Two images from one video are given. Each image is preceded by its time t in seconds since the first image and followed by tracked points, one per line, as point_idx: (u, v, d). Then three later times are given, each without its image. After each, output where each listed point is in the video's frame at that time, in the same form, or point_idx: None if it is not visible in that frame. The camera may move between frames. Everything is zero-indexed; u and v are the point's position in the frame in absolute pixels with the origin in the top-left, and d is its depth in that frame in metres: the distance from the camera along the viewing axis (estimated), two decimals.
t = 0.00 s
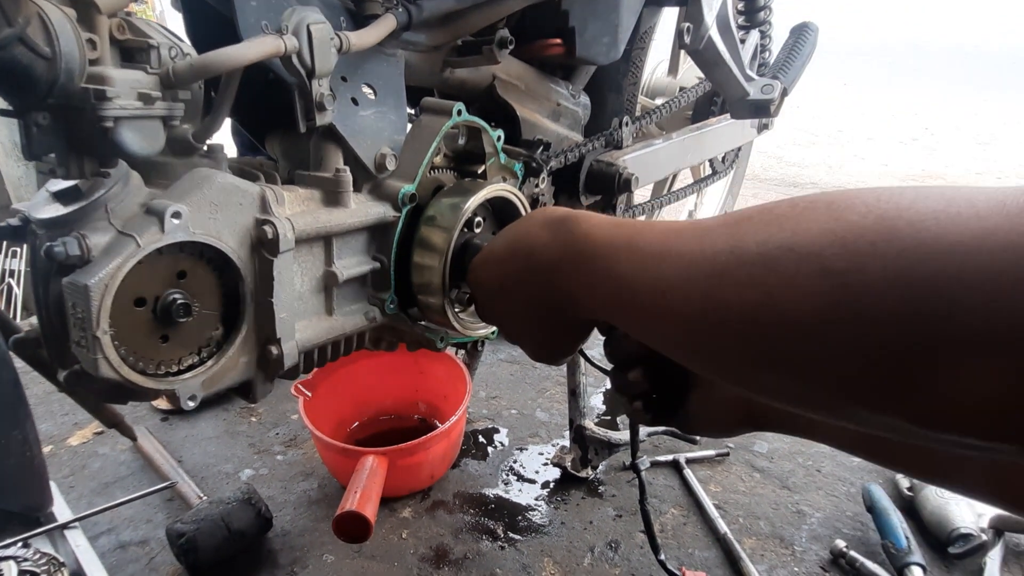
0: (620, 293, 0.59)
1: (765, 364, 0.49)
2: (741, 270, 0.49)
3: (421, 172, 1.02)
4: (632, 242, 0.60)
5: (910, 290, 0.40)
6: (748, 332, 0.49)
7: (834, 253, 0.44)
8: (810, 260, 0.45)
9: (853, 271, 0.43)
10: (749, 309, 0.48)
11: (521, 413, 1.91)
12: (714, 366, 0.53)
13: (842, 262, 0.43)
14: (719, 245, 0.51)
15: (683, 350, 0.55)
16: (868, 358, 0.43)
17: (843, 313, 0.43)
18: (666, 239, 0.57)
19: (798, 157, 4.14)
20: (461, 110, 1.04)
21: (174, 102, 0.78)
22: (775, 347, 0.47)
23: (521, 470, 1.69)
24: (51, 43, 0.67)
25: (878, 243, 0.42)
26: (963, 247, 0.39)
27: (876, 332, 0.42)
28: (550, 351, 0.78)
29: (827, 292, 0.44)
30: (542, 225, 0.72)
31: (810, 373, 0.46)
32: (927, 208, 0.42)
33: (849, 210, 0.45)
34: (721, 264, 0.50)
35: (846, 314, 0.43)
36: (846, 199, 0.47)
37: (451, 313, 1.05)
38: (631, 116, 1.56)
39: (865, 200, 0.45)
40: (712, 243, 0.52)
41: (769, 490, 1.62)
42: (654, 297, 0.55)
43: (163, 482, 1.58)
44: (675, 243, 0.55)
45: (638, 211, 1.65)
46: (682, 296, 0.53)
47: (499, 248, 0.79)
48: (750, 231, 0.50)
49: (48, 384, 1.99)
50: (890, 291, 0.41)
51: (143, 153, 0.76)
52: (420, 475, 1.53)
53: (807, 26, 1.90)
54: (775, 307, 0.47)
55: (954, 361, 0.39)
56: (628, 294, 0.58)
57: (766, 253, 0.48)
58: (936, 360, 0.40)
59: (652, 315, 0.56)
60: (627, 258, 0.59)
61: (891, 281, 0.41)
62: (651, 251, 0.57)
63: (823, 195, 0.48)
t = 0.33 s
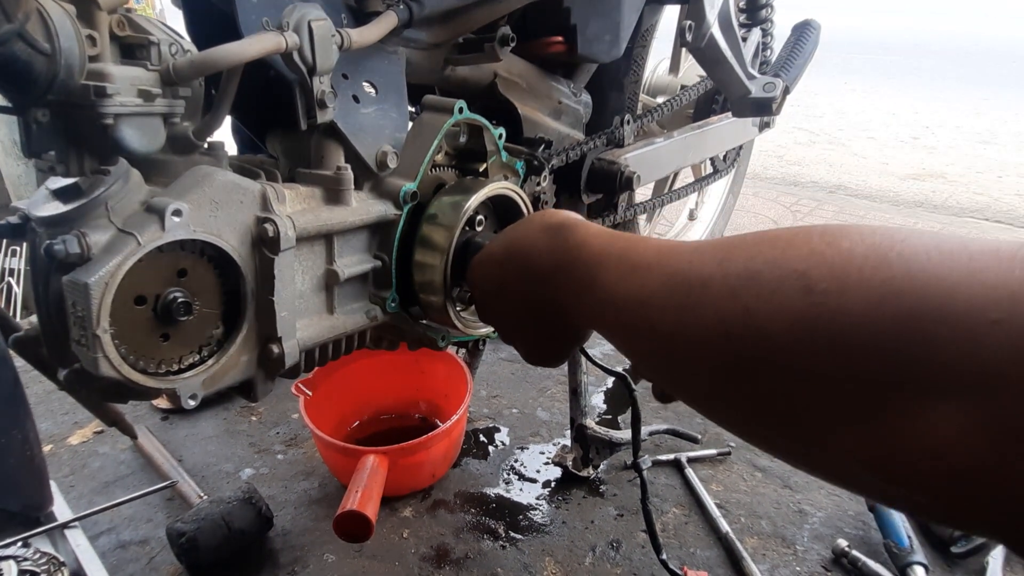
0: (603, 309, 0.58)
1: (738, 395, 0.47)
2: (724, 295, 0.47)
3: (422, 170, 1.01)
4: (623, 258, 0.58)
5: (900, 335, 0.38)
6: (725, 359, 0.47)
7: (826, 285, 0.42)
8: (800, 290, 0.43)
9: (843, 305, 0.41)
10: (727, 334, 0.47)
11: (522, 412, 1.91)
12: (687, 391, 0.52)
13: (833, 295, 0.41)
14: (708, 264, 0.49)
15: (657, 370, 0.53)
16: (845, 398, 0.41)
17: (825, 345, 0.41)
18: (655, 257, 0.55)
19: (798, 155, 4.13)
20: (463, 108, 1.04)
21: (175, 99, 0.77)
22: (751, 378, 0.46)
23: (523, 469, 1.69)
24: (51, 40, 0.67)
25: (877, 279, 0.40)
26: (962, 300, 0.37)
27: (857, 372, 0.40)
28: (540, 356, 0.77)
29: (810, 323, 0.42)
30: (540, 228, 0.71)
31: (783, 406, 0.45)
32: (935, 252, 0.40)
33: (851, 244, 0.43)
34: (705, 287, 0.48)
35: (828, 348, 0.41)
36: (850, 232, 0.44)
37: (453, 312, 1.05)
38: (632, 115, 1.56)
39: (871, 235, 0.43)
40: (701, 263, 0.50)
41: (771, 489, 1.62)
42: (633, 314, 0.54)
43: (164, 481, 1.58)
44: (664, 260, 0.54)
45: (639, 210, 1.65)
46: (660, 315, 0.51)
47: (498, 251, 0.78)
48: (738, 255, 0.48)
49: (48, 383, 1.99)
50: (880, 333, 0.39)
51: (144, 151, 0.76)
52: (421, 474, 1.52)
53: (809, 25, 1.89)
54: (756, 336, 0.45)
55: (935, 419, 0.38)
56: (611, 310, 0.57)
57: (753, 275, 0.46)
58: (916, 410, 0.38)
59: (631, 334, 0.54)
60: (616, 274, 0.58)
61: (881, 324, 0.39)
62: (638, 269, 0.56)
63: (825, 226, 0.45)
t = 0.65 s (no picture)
0: (615, 328, 0.61)
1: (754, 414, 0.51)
2: (752, 320, 0.51)
3: (420, 169, 1.01)
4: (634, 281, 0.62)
5: (921, 367, 0.43)
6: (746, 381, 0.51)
7: (846, 317, 0.47)
8: (822, 320, 0.48)
9: (866, 334, 0.45)
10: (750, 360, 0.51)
11: (520, 411, 1.91)
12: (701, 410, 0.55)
13: (857, 325, 0.46)
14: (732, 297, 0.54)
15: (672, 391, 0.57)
16: (862, 423, 0.45)
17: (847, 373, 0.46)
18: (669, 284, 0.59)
19: (798, 154, 4.13)
20: (460, 106, 1.04)
21: (172, 97, 0.77)
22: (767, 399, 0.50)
23: (521, 468, 1.69)
24: (46, 37, 0.67)
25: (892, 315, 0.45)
26: (972, 336, 0.42)
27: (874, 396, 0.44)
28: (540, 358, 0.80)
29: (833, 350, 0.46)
30: (542, 241, 0.73)
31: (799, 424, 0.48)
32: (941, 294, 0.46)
33: (864, 282, 0.49)
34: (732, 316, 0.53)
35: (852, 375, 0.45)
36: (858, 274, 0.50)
37: (451, 311, 1.05)
38: (631, 113, 1.56)
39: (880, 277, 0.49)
40: (724, 291, 0.55)
41: (769, 488, 1.62)
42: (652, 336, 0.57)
43: (162, 480, 1.58)
44: (682, 288, 0.58)
45: (637, 208, 1.65)
46: (682, 335, 0.55)
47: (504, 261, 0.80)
48: (761, 287, 0.53)
49: (46, 381, 1.98)
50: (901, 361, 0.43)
51: (140, 149, 0.76)
52: (419, 473, 1.52)
53: (808, 24, 1.88)
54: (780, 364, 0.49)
55: (947, 447, 0.42)
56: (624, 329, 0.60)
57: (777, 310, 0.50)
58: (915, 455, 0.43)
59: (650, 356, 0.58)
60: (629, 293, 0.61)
61: (905, 356, 0.43)
62: (654, 290, 0.59)
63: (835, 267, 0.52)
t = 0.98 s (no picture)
0: (618, 381, 0.67)
1: (754, 464, 0.58)
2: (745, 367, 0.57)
3: (417, 167, 1.01)
4: (628, 335, 0.67)
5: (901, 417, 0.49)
6: (742, 437, 0.57)
7: (814, 379, 0.52)
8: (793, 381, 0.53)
9: (836, 397, 0.51)
10: (743, 418, 0.57)
11: (519, 410, 1.90)
12: (707, 456, 0.62)
13: (825, 387, 0.52)
14: (714, 352, 0.59)
15: (678, 441, 0.63)
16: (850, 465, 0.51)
17: (825, 433, 0.52)
18: (660, 335, 0.65)
19: (797, 152, 4.12)
20: (458, 104, 1.03)
21: (168, 95, 0.77)
22: (763, 451, 0.56)
23: (519, 467, 1.69)
24: (40, 35, 0.67)
25: (855, 373, 0.51)
26: (942, 383, 0.49)
27: (852, 448, 0.51)
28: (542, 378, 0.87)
29: (811, 411, 0.52)
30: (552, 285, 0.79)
31: (794, 473, 0.55)
32: (891, 343, 0.52)
33: (823, 334, 0.54)
34: (718, 376, 0.58)
35: (829, 434, 0.52)
36: (815, 322, 0.56)
37: (447, 309, 1.05)
38: (629, 111, 1.55)
39: (836, 326, 0.55)
40: (705, 349, 0.60)
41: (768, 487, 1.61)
42: (653, 394, 0.63)
43: (161, 479, 1.57)
44: (670, 343, 0.63)
45: (636, 206, 1.65)
46: (683, 380, 0.61)
47: (511, 298, 0.85)
48: (736, 343, 0.58)
49: (44, 380, 1.98)
50: (870, 418, 0.50)
51: (136, 148, 0.75)
52: (417, 472, 1.52)
53: (807, 20, 1.89)
54: (768, 420, 0.55)
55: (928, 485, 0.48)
56: (626, 384, 0.66)
57: (754, 370, 0.56)
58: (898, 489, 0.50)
59: (654, 410, 0.64)
60: (626, 346, 0.67)
61: (885, 407, 0.49)
62: (656, 334, 0.65)
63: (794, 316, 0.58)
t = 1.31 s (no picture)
0: (616, 387, 0.68)
1: (750, 468, 0.59)
2: (742, 373, 0.58)
3: (417, 167, 1.01)
4: (627, 340, 0.68)
5: (897, 427, 0.50)
6: (738, 444, 0.58)
7: (809, 388, 0.53)
8: (789, 391, 0.54)
9: (832, 407, 0.52)
10: (739, 422, 0.58)
11: (519, 409, 1.91)
12: (703, 462, 0.63)
13: (821, 396, 0.53)
14: (712, 359, 0.61)
15: (674, 446, 0.64)
16: (846, 472, 0.52)
17: (821, 442, 0.53)
18: (659, 342, 0.66)
19: (798, 150, 4.12)
20: (458, 104, 1.03)
21: (167, 95, 0.77)
22: (759, 459, 0.57)
23: (520, 466, 1.69)
24: (40, 36, 0.67)
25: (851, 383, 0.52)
26: (938, 394, 0.50)
27: (847, 458, 0.52)
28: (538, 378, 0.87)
29: (807, 420, 0.53)
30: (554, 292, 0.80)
31: (790, 480, 0.56)
32: (887, 354, 0.53)
33: (819, 343, 0.56)
34: (715, 384, 0.59)
35: (824, 442, 0.53)
36: (812, 330, 0.57)
37: (447, 309, 1.05)
38: (629, 111, 1.55)
39: (833, 336, 0.56)
40: (703, 356, 0.61)
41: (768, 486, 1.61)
42: (651, 398, 0.64)
43: (162, 478, 1.58)
44: (668, 349, 0.64)
45: (636, 206, 1.65)
46: (681, 386, 0.62)
47: (511, 299, 0.85)
48: (733, 351, 0.60)
49: (45, 380, 1.98)
50: (865, 428, 0.51)
51: (136, 148, 0.76)
52: (418, 471, 1.52)
53: (807, 20, 1.88)
54: (764, 428, 0.56)
55: (924, 494, 0.49)
56: (626, 390, 0.67)
57: (751, 377, 0.57)
58: (894, 497, 0.51)
59: (652, 415, 0.65)
60: (624, 353, 0.68)
61: (883, 416, 0.50)
62: (654, 340, 0.66)
63: (791, 324, 0.59)
